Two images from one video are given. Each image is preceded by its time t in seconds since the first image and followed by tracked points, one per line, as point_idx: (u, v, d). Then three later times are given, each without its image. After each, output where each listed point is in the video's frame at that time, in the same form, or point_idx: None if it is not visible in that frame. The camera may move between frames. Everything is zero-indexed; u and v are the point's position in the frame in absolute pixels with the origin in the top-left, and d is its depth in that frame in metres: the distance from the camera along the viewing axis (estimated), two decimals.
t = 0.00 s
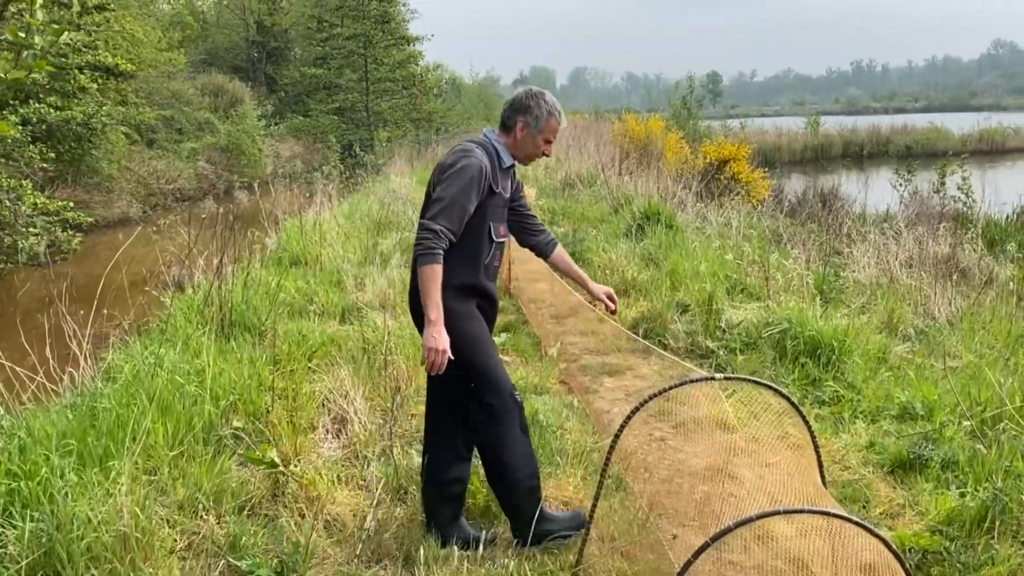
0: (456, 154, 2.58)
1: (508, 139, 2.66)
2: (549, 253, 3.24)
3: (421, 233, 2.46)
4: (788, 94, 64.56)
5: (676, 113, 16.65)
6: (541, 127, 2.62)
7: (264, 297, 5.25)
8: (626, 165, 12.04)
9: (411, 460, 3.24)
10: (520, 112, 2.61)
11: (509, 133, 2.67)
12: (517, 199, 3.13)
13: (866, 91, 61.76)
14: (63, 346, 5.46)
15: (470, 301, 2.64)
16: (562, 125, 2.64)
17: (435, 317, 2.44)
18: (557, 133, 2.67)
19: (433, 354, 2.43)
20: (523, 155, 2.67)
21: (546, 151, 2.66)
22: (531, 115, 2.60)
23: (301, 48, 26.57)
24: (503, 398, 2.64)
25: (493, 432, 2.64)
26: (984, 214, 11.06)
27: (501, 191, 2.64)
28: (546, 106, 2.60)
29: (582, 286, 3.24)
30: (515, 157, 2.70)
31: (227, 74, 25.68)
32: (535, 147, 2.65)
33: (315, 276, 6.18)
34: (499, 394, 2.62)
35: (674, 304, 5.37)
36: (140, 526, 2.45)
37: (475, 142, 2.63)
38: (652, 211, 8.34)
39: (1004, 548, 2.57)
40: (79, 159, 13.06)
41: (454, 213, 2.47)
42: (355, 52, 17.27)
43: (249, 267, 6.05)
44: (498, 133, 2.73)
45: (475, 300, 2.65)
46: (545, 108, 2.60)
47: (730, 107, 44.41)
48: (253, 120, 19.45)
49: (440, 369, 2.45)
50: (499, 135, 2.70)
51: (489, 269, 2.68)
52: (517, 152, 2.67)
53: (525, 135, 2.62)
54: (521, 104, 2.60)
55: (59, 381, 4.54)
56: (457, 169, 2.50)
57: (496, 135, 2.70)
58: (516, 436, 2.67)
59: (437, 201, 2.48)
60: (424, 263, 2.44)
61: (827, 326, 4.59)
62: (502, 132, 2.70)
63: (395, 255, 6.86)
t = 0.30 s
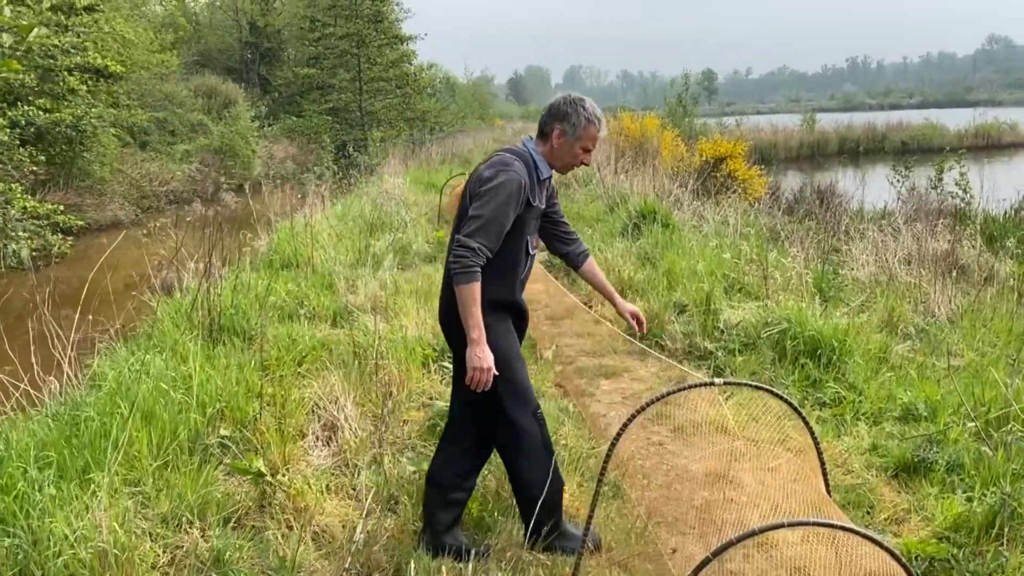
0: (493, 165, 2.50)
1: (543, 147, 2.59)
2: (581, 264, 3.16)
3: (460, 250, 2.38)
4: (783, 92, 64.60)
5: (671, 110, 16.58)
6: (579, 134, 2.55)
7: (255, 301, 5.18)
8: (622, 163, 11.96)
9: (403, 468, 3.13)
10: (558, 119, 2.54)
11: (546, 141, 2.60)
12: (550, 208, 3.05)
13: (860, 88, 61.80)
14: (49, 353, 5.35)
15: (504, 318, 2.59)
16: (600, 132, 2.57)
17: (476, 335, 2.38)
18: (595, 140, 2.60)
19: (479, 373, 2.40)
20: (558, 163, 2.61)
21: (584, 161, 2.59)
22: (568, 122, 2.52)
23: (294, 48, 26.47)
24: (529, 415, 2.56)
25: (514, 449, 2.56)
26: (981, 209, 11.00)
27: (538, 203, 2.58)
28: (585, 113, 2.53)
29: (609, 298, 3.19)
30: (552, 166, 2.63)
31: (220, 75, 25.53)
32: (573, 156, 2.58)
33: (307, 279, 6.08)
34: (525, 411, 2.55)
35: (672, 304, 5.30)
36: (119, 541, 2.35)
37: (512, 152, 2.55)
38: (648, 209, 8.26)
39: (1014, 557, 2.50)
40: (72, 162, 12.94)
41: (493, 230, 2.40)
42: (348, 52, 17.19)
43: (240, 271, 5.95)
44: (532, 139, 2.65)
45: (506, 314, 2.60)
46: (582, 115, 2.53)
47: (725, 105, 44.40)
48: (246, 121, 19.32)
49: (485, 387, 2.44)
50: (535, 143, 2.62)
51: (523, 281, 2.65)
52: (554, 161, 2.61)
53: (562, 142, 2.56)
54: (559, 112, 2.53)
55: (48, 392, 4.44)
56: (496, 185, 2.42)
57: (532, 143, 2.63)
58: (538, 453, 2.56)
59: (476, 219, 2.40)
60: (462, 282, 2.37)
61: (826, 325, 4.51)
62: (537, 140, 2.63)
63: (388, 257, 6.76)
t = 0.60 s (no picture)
0: (521, 169, 2.39)
1: (574, 153, 2.48)
2: (591, 278, 3.06)
3: (485, 255, 2.29)
4: (779, 91, 64.59)
5: (666, 110, 16.49)
6: (610, 142, 2.44)
7: (242, 306, 5.08)
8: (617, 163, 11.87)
9: (386, 480, 3.02)
10: (590, 125, 2.44)
11: (578, 146, 2.49)
12: (573, 217, 2.93)
13: (856, 86, 61.80)
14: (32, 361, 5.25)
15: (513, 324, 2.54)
16: (634, 143, 2.46)
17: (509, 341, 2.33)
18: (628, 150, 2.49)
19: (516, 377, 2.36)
20: (587, 171, 2.51)
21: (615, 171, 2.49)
22: (601, 129, 2.42)
23: (289, 50, 26.37)
24: (533, 422, 2.49)
25: (515, 456, 2.47)
26: (978, 206, 10.92)
27: (562, 211, 2.48)
28: (620, 121, 2.42)
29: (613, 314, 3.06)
30: (580, 173, 2.52)
31: (214, 78, 25.44)
32: (603, 166, 2.47)
33: (296, 283, 5.98)
34: (530, 417, 2.48)
35: (665, 307, 5.20)
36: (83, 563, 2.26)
37: (541, 155, 2.44)
38: (643, 210, 8.18)
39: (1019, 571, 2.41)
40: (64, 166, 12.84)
41: (521, 237, 2.32)
42: (341, 53, 17.09)
43: (228, 276, 5.86)
44: (562, 142, 2.54)
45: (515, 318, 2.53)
46: (617, 123, 2.42)
47: (721, 104, 44.32)
48: (240, 124, 19.21)
49: (522, 391, 2.40)
50: (565, 147, 2.51)
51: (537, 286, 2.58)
52: (583, 167, 2.50)
53: (593, 149, 2.45)
54: (593, 118, 2.43)
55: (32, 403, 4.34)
56: (525, 190, 2.32)
57: (561, 147, 2.52)
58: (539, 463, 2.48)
59: (504, 224, 2.31)
60: (488, 289, 2.30)
61: (822, 327, 4.42)
62: (567, 144, 2.52)
63: (378, 259, 6.67)
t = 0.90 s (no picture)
0: (506, 171, 2.27)
1: (560, 153, 2.37)
2: (582, 280, 2.95)
3: (473, 264, 2.19)
4: (778, 90, 64.48)
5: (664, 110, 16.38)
6: (597, 140, 2.33)
7: (229, 315, 4.98)
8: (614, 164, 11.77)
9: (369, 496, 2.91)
10: (576, 124, 2.33)
11: (564, 146, 2.38)
12: (561, 219, 2.82)
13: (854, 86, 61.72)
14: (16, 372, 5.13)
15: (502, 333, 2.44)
16: (622, 140, 2.35)
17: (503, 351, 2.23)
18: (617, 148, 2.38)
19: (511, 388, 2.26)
20: (575, 170, 2.39)
21: (604, 170, 2.38)
22: (587, 127, 2.31)
23: (286, 53, 26.26)
24: (523, 437, 2.40)
25: (502, 472, 2.37)
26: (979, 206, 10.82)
27: (550, 214, 2.37)
28: (606, 118, 2.32)
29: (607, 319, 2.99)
30: (567, 173, 2.41)
31: (211, 81, 25.32)
32: (591, 166, 2.36)
33: (286, 289, 5.88)
34: (519, 433, 2.39)
35: (661, 312, 5.11)
36: None
37: (527, 156, 2.33)
38: (639, 212, 8.08)
39: None
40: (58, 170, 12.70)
41: (510, 243, 2.21)
42: (337, 55, 16.98)
43: (216, 283, 5.75)
44: (547, 142, 2.43)
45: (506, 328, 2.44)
46: (603, 120, 2.31)
47: (720, 104, 44.17)
48: (237, 127, 19.09)
49: (518, 406, 2.31)
50: (551, 147, 2.40)
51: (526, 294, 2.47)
52: (570, 167, 2.39)
53: (580, 147, 2.34)
54: (579, 116, 2.32)
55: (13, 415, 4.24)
56: (512, 194, 2.21)
57: (548, 147, 2.41)
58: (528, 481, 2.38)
59: (492, 230, 2.20)
60: (477, 299, 2.20)
61: (821, 333, 4.32)
62: (553, 144, 2.40)
63: (370, 264, 6.56)
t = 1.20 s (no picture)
0: (469, 168, 2.23)
1: (525, 144, 2.31)
2: (570, 284, 2.87)
3: (442, 262, 2.13)
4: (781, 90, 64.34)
5: (667, 111, 16.29)
6: (558, 123, 2.25)
7: (225, 318, 4.91)
8: (616, 164, 11.70)
9: (365, 505, 2.84)
10: (535, 111, 2.27)
11: (529, 137, 2.31)
12: (544, 216, 2.76)
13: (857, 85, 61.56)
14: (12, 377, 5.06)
15: (485, 333, 2.37)
16: (588, 120, 2.26)
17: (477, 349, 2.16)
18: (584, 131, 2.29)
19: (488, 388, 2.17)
20: (544, 160, 2.32)
21: (573, 156, 2.29)
22: (545, 112, 2.25)
23: (288, 55, 26.22)
24: (511, 441, 2.33)
25: (492, 477, 2.30)
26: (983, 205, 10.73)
27: (522, 207, 2.30)
28: (566, 100, 2.24)
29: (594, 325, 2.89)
30: (537, 164, 2.34)
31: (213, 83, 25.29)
32: (556, 150, 2.28)
33: (285, 292, 5.82)
34: (507, 436, 2.32)
35: (663, 314, 5.04)
36: None
37: (490, 152, 2.28)
38: (641, 213, 8.01)
39: None
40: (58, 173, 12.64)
41: (479, 238, 2.16)
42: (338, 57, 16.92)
43: (215, 286, 5.69)
44: (513, 136, 2.37)
45: (490, 329, 2.37)
46: (561, 102, 2.24)
47: (722, 105, 44.05)
48: (239, 129, 19.05)
49: (499, 405, 2.21)
50: (517, 141, 2.34)
51: (509, 293, 2.40)
52: (538, 157, 2.32)
53: (542, 134, 2.27)
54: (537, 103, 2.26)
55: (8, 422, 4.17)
56: (474, 189, 2.16)
57: (514, 141, 2.35)
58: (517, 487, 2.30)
59: (458, 227, 2.15)
60: (450, 297, 2.13)
61: (826, 335, 4.25)
62: (518, 137, 2.35)
63: (370, 267, 6.50)
